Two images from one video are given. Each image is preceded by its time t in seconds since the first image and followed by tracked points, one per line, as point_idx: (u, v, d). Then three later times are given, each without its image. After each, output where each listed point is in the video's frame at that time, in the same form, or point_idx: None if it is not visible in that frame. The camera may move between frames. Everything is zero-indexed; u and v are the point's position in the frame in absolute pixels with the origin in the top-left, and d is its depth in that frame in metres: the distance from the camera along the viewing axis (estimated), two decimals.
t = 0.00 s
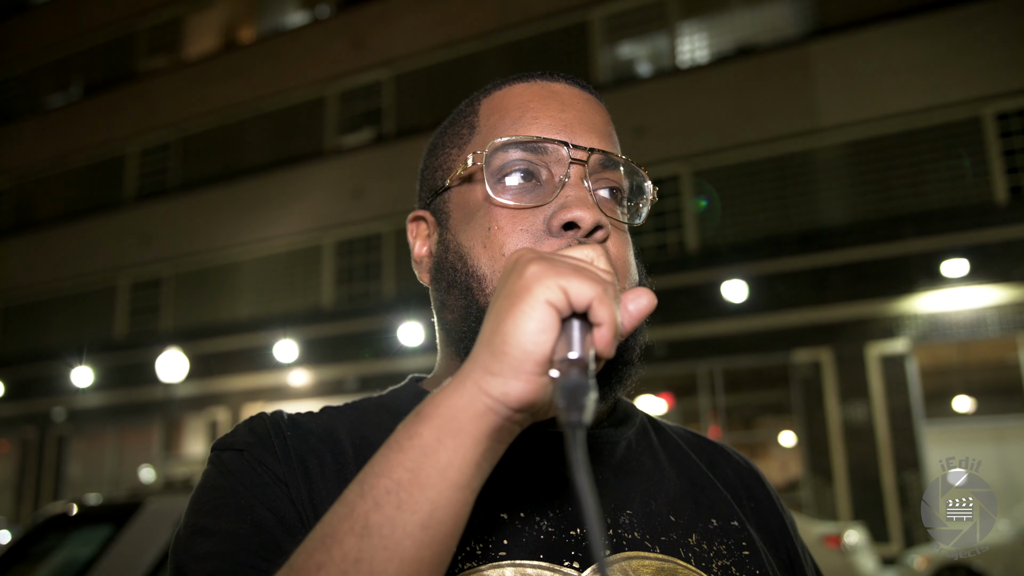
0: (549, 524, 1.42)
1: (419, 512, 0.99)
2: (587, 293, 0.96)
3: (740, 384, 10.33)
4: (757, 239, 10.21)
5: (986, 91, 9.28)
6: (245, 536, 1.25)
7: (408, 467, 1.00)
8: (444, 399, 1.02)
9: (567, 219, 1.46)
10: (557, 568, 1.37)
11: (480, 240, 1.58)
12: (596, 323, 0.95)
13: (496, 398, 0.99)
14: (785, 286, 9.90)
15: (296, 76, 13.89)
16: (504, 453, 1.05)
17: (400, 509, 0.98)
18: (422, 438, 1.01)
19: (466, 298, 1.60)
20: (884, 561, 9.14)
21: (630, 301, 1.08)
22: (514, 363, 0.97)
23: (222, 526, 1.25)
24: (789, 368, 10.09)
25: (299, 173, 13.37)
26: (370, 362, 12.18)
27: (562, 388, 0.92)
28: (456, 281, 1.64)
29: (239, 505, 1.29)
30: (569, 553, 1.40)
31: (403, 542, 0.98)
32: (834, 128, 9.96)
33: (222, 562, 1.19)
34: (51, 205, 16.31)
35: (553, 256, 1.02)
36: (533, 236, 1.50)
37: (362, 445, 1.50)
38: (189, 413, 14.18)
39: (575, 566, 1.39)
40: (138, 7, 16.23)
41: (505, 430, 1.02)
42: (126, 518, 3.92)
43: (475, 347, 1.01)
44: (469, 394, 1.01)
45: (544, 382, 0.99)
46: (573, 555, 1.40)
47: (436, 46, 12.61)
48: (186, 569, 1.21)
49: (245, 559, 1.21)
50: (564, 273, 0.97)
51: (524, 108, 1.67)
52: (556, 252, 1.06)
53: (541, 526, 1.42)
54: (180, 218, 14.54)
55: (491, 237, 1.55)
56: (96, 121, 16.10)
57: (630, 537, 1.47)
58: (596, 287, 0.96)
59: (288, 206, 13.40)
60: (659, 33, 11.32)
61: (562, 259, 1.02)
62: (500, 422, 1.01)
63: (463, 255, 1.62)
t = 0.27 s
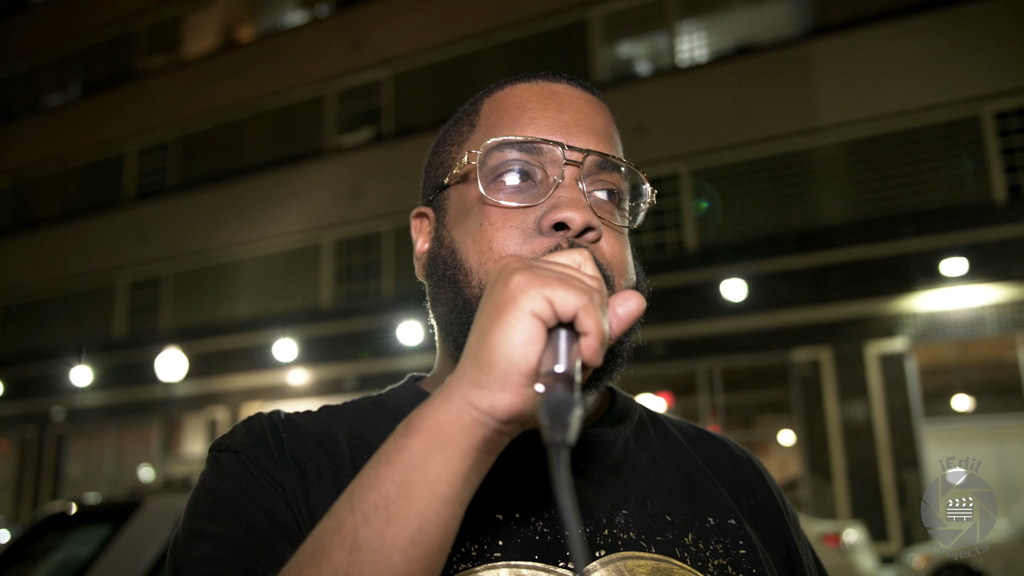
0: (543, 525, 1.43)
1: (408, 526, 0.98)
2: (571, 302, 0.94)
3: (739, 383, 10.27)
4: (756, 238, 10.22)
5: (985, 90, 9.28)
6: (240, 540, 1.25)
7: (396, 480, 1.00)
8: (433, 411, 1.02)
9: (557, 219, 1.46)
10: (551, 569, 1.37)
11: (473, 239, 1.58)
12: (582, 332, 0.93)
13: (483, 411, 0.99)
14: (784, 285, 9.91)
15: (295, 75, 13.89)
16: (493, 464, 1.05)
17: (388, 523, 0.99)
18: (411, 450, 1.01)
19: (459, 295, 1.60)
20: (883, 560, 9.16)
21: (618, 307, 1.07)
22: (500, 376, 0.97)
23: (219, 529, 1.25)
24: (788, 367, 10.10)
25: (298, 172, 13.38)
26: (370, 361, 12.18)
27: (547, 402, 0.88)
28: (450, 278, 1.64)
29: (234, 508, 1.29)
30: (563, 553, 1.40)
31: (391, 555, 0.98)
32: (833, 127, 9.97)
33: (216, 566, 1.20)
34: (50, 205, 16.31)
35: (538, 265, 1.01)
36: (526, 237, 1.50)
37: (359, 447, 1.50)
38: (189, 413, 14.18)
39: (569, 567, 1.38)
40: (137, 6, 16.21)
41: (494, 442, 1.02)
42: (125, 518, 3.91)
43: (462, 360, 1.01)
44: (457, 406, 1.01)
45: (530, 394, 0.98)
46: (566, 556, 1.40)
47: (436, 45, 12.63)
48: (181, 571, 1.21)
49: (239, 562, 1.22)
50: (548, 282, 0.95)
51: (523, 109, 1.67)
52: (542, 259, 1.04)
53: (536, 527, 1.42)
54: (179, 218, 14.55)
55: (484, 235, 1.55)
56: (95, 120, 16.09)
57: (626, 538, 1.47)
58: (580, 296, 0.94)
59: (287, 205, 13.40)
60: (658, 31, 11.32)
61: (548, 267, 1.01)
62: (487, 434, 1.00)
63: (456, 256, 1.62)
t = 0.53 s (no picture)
0: (549, 526, 1.43)
1: (428, 538, 0.99)
2: (599, 321, 0.95)
3: (737, 383, 10.30)
4: (754, 239, 10.23)
5: (983, 90, 9.29)
6: (243, 542, 1.25)
7: (416, 492, 1.00)
8: (452, 424, 1.02)
9: (571, 222, 1.46)
10: (558, 570, 1.37)
11: (483, 241, 1.57)
12: (607, 351, 0.95)
13: (506, 425, 0.99)
14: (782, 286, 9.91)
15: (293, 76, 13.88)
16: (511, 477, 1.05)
17: (408, 535, 0.99)
18: (430, 463, 1.01)
19: (468, 297, 1.60)
20: (880, 560, 9.18)
21: (635, 321, 1.08)
22: (525, 393, 0.97)
23: (221, 531, 1.25)
24: (786, 367, 10.12)
25: (296, 172, 13.36)
26: (368, 362, 12.18)
27: (580, 427, 0.91)
28: (458, 280, 1.64)
29: (236, 509, 1.29)
30: (570, 555, 1.40)
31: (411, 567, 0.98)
32: (831, 127, 9.97)
33: (220, 568, 1.20)
34: (48, 205, 16.29)
35: (563, 279, 1.01)
36: (539, 240, 1.50)
37: (361, 446, 1.50)
38: (186, 413, 14.16)
39: (576, 567, 1.39)
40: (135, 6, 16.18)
41: (513, 455, 1.02)
42: (122, 518, 3.90)
43: (485, 374, 1.01)
44: (478, 420, 1.01)
45: (554, 410, 0.99)
46: (574, 557, 1.40)
47: (434, 45, 12.64)
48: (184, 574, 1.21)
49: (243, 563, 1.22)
50: (576, 300, 0.96)
51: (530, 108, 1.66)
52: (563, 273, 1.05)
53: (542, 528, 1.42)
54: (176, 218, 14.53)
55: (495, 238, 1.55)
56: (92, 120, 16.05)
57: (630, 539, 1.47)
58: (608, 315, 0.96)
59: (285, 205, 13.39)
60: (656, 32, 11.33)
61: (573, 283, 1.01)
62: (509, 448, 1.01)
63: (465, 259, 1.62)
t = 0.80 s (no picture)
0: (547, 522, 1.43)
1: (419, 528, 0.99)
2: (592, 312, 0.95)
3: (736, 380, 10.26)
4: (753, 236, 10.23)
5: (982, 88, 9.30)
6: (240, 536, 1.25)
7: (408, 482, 1.00)
8: (445, 414, 1.02)
9: (567, 221, 1.46)
10: (555, 566, 1.37)
11: (478, 242, 1.58)
12: (601, 342, 0.95)
13: (498, 415, 0.99)
14: (781, 283, 9.91)
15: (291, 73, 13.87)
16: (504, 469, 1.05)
17: (400, 525, 0.99)
18: (422, 453, 1.01)
19: (465, 299, 1.60)
20: (879, 557, 9.21)
21: (632, 312, 1.08)
22: (517, 382, 0.97)
23: (220, 524, 1.25)
24: (785, 364, 10.06)
25: (294, 170, 13.34)
26: (367, 360, 12.18)
27: (569, 416, 0.90)
28: (454, 280, 1.64)
29: (236, 503, 1.29)
30: (567, 550, 1.40)
31: (403, 557, 0.98)
32: (830, 124, 9.97)
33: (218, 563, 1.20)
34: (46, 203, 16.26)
35: (557, 271, 1.02)
36: (534, 238, 1.50)
37: (360, 441, 1.49)
38: (186, 411, 14.16)
39: (573, 563, 1.39)
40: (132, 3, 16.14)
41: (506, 447, 1.02)
42: (121, 517, 3.89)
43: (477, 364, 1.01)
44: (471, 410, 1.01)
45: (546, 401, 0.99)
46: (571, 553, 1.40)
47: (433, 43, 12.64)
48: (183, 567, 1.22)
49: (240, 558, 1.22)
50: (569, 291, 0.96)
51: (523, 105, 1.66)
52: (558, 264, 1.05)
53: (540, 524, 1.42)
54: (175, 216, 14.51)
55: (490, 238, 1.55)
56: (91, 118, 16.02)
57: (628, 534, 1.47)
58: (601, 305, 0.96)
59: (284, 203, 13.38)
60: (655, 29, 11.31)
61: (566, 274, 1.01)
62: (501, 439, 1.00)
63: (459, 256, 1.62)
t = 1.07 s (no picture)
0: (546, 521, 1.42)
1: (424, 529, 0.99)
2: (597, 309, 0.95)
3: (738, 380, 10.29)
4: (755, 236, 10.22)
5: (984, 87, 9.29)
6: (240, 537, 1.25)
7: (413, 482, 1.00)
8: (450, 415, 1.02)
9: (560, 218, 1.46)
10: (554, 565, 1.37)
11: (471, 241, 1.57)
12: (606, 339, 0.95)
13: (503, 414, 0.99)
14: (783, 283, 9.86)
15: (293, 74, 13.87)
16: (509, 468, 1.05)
17: (404, 526, 0.99)
18: (427, 453, 1.01)
19: (458, 298, 1.59)
20: (881, 557, 9.21)
21: (637, 310, 1.08)
22: (523, 381, 0.97)
23: (221, 527, 1.25)
24: (787, 364, 10.08)
25: (296, 170, 13.35)
26: (369, 360, 12.19)
27: (575, 414, 0.89)
28: (448, 280, 1.63)
29: (235, 506, 1.29)
30: (567, 548, 1.40)
31: (408, 558, 0.98)
32: (832, 124, 9.96)
33: (218, 565, 1.20)
34: (48, 203, 16.28)
35: (561, 268, 1.02)
36: (527, 237, 1.50)
37: (359, 443, 1.49)
38: (187, 411, 14.17)
39: (572, 561, 1.39)
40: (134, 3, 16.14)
41: (512, 446, 1.02)
42: (123, 516, 3.90)
43: (482, 363, 1.01)
44: (476, 409, 1.00)
45: (552, 400, 0.99)
46: (572, 551, 1.40)
47: (434, 43, 12.65)
48: (184, 570, 1.22)
49: (240, 558, 1.22)
50: (573, 289, 0.96)
51: (516, 103, 1.66)
52: (562, 261, 1.05)
53: (539, 522, 1.42)
54: (177, 216, 14.52)
55: (483, 237, 1.55)
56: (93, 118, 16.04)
57: (627, 532, 1.47)
58: (606, 303, 0.96)
59: (286, 203, 13.39)
60: (656, 29, 11.31)
61: (571, 271, 1.01)
62: (507, 438, 1.00)
63: (455, 255, 1.61)
